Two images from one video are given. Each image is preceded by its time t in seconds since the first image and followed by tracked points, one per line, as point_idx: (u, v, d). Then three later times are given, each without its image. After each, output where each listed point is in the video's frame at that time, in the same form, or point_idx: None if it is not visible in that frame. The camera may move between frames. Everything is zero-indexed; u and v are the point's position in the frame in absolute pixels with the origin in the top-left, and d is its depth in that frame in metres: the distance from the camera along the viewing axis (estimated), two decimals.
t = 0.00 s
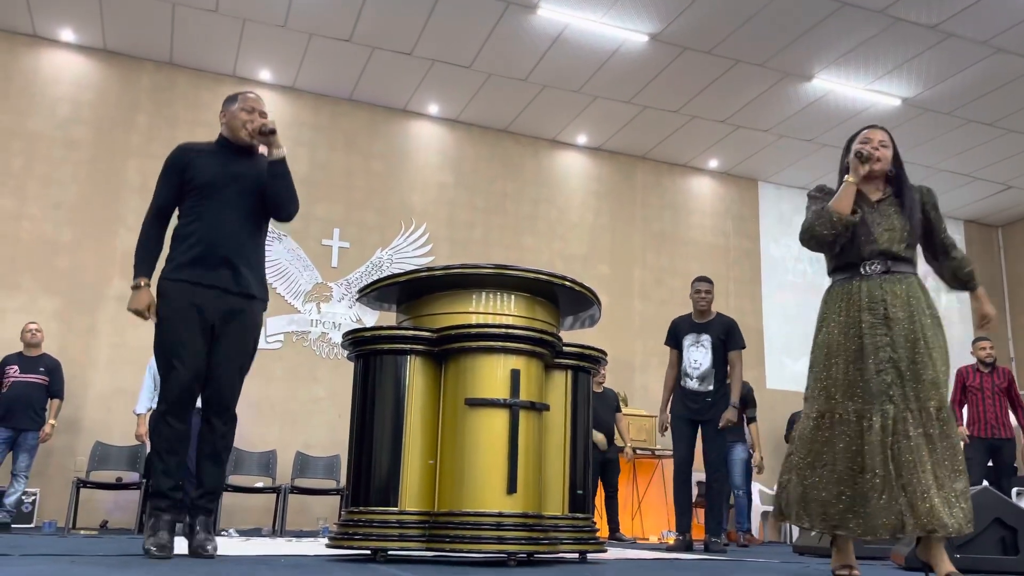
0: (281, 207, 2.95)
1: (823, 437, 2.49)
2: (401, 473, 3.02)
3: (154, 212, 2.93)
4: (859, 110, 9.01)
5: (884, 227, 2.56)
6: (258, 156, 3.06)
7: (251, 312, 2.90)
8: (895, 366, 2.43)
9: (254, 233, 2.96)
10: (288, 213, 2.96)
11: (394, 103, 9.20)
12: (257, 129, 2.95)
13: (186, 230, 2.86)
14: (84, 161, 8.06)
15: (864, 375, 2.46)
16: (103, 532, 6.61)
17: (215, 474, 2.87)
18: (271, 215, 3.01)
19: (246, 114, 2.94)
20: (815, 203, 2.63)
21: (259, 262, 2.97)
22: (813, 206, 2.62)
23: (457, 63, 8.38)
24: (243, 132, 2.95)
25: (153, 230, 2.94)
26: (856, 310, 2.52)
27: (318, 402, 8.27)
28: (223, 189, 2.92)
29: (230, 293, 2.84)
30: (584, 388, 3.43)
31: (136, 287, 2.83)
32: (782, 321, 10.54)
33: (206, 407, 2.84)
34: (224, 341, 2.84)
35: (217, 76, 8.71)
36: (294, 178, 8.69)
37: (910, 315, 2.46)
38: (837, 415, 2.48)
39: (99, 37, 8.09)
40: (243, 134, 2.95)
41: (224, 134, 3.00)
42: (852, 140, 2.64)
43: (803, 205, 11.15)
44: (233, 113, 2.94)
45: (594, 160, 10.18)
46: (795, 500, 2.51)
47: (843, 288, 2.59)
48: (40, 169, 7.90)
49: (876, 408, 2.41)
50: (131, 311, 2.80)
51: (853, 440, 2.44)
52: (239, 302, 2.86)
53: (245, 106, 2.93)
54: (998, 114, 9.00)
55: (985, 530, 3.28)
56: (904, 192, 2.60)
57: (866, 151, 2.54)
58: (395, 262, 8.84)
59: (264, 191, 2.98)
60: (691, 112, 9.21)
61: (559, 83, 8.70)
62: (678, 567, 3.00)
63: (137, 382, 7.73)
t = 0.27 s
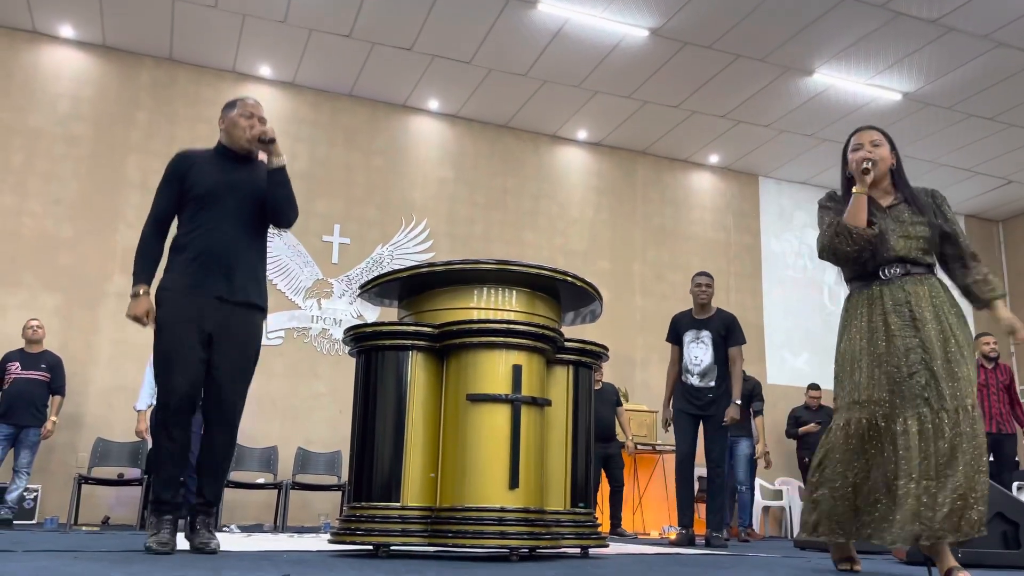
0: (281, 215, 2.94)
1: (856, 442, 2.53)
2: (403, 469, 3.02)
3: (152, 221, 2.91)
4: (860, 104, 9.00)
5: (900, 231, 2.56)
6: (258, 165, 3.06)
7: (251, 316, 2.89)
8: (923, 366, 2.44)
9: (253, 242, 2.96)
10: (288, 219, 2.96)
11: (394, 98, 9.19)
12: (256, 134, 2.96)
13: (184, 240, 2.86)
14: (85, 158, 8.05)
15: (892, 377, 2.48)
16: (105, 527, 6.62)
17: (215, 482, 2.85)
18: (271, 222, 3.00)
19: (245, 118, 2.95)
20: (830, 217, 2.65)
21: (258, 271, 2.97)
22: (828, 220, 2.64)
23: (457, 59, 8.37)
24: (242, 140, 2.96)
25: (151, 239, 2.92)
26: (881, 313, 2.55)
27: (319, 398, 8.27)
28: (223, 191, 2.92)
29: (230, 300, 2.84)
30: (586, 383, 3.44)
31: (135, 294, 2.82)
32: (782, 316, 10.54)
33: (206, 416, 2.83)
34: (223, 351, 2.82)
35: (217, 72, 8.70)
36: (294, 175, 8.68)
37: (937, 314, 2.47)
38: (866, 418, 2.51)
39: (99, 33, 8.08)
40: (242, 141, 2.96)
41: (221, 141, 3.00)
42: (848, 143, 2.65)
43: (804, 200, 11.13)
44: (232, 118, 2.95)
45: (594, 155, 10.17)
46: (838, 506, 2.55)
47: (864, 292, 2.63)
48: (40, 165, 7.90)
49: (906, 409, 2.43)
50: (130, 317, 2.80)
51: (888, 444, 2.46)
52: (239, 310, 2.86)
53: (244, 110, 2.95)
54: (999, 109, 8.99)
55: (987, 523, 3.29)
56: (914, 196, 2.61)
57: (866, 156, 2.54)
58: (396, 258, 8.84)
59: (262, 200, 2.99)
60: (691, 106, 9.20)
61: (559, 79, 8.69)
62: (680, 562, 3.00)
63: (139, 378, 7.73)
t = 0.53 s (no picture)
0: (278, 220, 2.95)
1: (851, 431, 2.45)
2: (403, 465, 3.02)
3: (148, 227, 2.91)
4: (858, 99, 9.00)
5: (885, 219, 2.54)
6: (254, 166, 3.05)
7: (245, 321, 2.89)
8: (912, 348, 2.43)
9: (248, 249, 2.95)
10: (282, 224, 2.95)
11: (392, 94, 9.18)
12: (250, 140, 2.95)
13: (180, 249, 2.86)
14: (83, 154, 8.04)
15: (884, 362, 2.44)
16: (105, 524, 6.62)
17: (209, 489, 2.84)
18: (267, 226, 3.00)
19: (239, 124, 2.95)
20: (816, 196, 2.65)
21: (255, 281, 2.97)
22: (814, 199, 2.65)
23: (456, 54, 8.36)
24: (236, 147, 2.95)
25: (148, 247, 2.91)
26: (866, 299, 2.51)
27: (318, 395, 8.28)
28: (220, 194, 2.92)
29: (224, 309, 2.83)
30: (585, 379, 3.44)
31: (130, 301, 2.78)
32: (781, 311, 10.54)
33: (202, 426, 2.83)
34: (218, 357, 2.82)
35: (215, 68, 8.69)
36: (293, 171, 8.67)
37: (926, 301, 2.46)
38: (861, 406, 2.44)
39: (97, 29, 8.06)
40: (235, 149, 2.95)
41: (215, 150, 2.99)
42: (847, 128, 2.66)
43: (803, 195, 11.13)
44: (226, 125, 2.94)
45: (593, 150, 10.17)
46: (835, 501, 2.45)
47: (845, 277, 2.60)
48: (38, 162, 7.89)
49: (903, 393, 2.38)
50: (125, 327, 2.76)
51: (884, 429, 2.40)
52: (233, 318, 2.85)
53: (238, 117, 2.95)
54: (997, 104, 8.99)
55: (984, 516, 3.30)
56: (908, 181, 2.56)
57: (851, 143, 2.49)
58: (395, 254, 8.83)
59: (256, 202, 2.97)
60: (690, 102, 9.20)
61: (557, 74, 8.69)
62: (680, 557, 3.00)
63: (138, 375, 7.73)
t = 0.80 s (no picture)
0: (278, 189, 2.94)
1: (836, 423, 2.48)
2: (399, 460, 3.02)
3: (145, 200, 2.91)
4: (854, 95, 9.00)
5: (872, 218, 2.63)
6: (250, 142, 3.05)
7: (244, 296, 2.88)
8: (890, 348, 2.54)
9: (247, 217, 2.95)
10: (280, 193, 2.94)
11: (388, 89, 9.17)
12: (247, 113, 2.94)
13: (177, 217, 2.86)
14: (78, 149, 8.01)
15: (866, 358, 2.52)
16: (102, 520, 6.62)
17: (211, 459, 2.82)
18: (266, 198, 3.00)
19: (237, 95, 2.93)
20: (805, 189, 2.68)
21: (253, 249, 2.96)
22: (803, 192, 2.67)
23: (452, 49, 8.34)
24: (233, 117, 2.95)
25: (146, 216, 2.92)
26: (851, 295, 2.58)
27: (315, 390, 8.27)
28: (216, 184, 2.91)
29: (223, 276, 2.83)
30: (582, 375, 3.45)
31: (129, 271, 2.81)
32: (778, 306, 10.56)
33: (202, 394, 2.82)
34: (217, 333, 2.82)
35: (210, 63, 8.66)
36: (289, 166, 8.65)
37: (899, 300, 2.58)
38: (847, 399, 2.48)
39: (91, 23, 8.03)
40: (233, 120, 2.95)
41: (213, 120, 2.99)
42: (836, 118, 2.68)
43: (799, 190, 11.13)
44: (223, 97, 2.93)
45: (590, 145, 10.16)
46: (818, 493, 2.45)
47: (821, 271, 2.65)
48: (33, 157, 7.86)
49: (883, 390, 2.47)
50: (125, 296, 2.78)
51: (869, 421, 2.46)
52: (232, 284, 2.85)
53: (235, 89, 2.92)
54: (993, 98, 9.00)
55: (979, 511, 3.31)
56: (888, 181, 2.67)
57: (852, 136, 2.58)
58: (391, 249, 8.83)
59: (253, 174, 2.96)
60: (686, 97, 9.20)
61: (553, 69, 8.68)
62: (677, 552, 3.01)
63: (134, 370, 7.72)
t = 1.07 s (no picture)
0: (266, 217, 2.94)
1: (815, 414, 2.55)
2: (393, 456, 3.02)
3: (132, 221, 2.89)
4: (849, 90, 9.01)
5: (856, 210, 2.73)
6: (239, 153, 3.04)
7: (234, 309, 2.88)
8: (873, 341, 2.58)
9: (236, 249, 2.94)
10: (269, 221, 2.94)
11: (382, 84, 9.15)
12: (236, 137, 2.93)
13: (165, 248, 2.85)
14: (70, 144, 7.98)
15: (850, 350, 2.57)
16: (96, 516, 6.61)
17: (202, 486, 2.82)
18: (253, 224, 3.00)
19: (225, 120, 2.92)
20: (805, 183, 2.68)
21: (243, 281, 2.96)
22: (805, 186, 2.67)
23: (446, 44, 8.32)
24: (221, 143, 2.93)
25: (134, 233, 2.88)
26: (838, 286, 2.63)
27: (309, 385, 8.26)
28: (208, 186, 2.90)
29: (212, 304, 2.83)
30: (576, 369, 3.45)
31: (114, 301, 2.80)
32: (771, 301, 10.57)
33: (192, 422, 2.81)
34: (206, 346, 2.81)
35: (203, 58, 8.62)
36: (283, 161, 8.63)
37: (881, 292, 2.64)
38: (828, 391, 2.55)
39: (83, 18, 7.99)
40: (222, 145, 2.93)
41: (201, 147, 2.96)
42: (806, 117, 2.80)
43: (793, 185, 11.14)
44: (212, 121, 2.91)
45: (584, 140, 10.16)
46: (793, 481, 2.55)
47: (808, 260, 2.70)
48: (25, 153, 7.82)
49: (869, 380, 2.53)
50: (107, 324, 2.77)
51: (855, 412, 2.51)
52: (222, 315, 2.85)
53: (223, 113, 2.91)
54: (987, 94, 9.02)
55: (972, 504, 3.31)
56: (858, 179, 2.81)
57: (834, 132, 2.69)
58: (385, 245, 8.81)
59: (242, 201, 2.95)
60: (680, 92, 9.20)
61: (548, 64, 8.67)
62: (670, 546, 3.02)
63: (127, 367, 7.70)
